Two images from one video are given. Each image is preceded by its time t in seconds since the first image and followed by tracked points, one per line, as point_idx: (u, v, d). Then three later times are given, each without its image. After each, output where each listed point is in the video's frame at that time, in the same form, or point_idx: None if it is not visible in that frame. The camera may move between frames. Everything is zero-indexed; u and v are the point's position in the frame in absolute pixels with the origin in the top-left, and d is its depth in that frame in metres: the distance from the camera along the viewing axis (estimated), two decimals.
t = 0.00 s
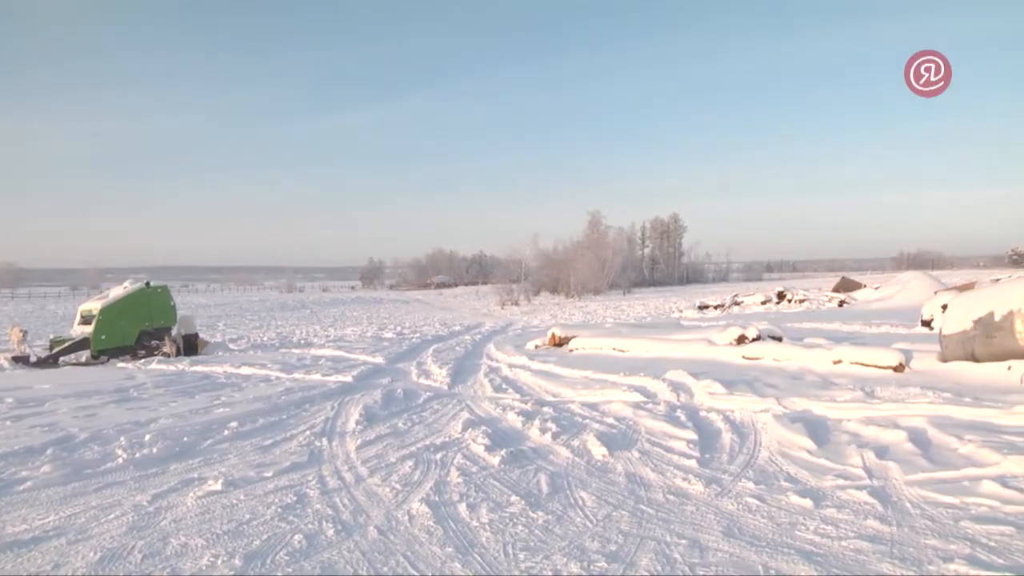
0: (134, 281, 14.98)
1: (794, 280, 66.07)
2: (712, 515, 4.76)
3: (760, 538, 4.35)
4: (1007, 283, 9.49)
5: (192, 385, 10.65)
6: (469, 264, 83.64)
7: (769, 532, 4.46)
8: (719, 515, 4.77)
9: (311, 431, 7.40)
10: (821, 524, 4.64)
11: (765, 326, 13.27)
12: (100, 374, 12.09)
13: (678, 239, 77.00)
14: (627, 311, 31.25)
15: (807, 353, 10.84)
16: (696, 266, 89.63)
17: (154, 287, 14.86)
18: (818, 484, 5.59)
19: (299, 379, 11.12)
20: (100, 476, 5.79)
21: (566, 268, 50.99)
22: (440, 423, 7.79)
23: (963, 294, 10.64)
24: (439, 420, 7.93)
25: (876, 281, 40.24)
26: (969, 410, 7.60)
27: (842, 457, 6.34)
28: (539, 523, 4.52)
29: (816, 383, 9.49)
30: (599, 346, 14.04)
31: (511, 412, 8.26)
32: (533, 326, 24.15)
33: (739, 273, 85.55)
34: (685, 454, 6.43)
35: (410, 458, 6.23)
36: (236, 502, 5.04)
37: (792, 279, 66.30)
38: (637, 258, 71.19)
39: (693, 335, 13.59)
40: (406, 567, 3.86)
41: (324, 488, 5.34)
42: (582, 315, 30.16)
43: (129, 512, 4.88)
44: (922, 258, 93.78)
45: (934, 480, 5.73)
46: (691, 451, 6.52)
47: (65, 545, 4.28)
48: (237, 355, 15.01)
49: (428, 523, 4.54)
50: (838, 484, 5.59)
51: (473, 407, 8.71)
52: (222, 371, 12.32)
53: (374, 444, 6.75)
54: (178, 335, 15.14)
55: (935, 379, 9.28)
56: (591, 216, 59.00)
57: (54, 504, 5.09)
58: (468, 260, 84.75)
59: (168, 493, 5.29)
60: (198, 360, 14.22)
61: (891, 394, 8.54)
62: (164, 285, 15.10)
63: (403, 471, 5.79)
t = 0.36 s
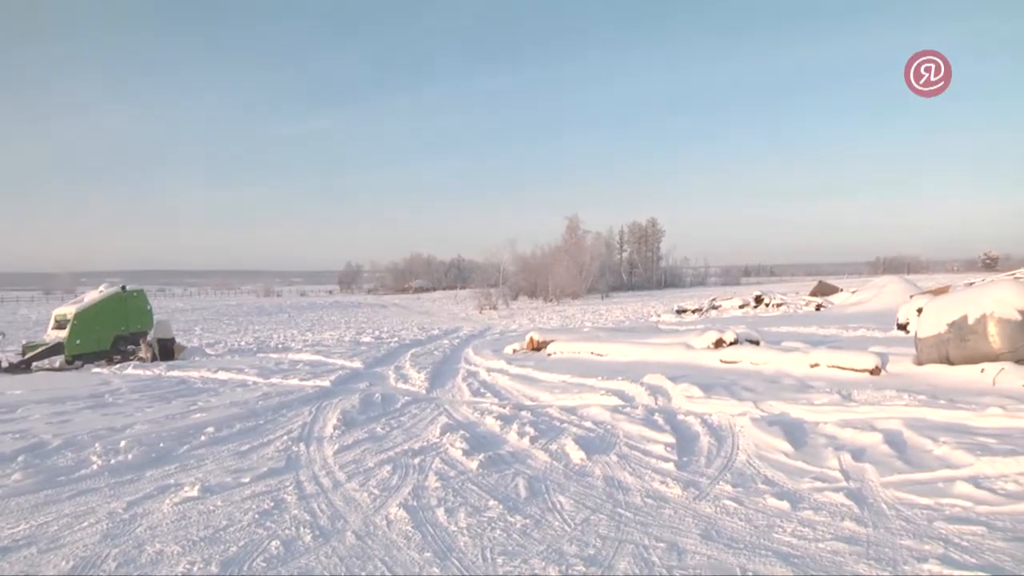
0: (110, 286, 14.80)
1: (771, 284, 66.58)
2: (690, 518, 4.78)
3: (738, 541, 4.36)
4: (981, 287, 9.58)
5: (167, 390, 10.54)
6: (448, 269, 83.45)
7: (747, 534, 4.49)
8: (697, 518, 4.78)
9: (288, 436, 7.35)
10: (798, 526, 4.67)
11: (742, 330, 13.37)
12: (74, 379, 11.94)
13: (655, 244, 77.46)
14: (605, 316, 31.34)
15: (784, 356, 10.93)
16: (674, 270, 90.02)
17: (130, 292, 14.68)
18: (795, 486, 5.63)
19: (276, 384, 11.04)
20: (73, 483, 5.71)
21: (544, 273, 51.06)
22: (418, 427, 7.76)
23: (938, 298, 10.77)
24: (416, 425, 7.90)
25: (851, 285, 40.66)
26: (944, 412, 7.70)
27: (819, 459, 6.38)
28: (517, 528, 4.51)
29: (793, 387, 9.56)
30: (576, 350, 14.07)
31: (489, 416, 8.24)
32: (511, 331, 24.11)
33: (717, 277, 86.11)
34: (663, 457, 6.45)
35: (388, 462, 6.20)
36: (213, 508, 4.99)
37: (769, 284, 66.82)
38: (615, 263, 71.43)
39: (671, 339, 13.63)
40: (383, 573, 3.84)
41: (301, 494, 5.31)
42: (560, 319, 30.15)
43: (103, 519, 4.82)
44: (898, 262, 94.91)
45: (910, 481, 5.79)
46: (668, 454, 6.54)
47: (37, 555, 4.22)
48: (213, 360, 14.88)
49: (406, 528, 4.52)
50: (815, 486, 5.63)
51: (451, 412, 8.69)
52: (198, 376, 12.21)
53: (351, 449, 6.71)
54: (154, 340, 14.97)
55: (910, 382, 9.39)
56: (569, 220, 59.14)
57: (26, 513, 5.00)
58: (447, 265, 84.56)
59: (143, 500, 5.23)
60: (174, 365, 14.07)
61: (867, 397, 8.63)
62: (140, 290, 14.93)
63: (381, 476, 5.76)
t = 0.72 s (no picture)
0: (75, 290, 14.55)
1: (740, 288, 67.19)
2: (661, 522, 4.80)
3: (708, 544, 4.39)
4: (946, 291, 9.75)
5: (135, 396, 10.38)
6: (420, 273, 83.21)
7: (717, 537, 4.51)
8: (668, 521, 4.81)
9: (258, 442, 7.27)
10: (768, 528, 4.71)
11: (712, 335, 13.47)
12: (38, 385, 11.72)
13: (627, 248, 77.87)
14: (576, 320, 31.42)
15: (753, 360, 11.03)
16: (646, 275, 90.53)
17: (96, 296, 14.47)
18: (766, 489, 5.68)
19: (246, 389, 10.93)
20: (37, 492, 5.60)
21: (516, 277, 51.07)
22: (389, 432, 7.72)
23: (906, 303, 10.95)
24: (388, 430, 7.87)
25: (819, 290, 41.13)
26: (911, 415, 7.82)
27: (789, 462, 6.45)
28: (488, 532, 4.50)
29: (763, 390, 9.64)
30: (547, 354, 14.09)
31: (460, 421, 8.22)
32: (483, 335, 24.06)
33: (688, 282, 86.71)
34: (634, 461, 6.47)
35: (359, 468, 6.16)
36: (181, 516, 4.92)
37: (738, 288, 67.42)
38: (586, 267, 71.67)
39: (642, 343, 13.69)
40: None
41: (271, 500, 5.25)
42: (531, 324, 30.14)
43: (68, 529, 4.73)
44: (866, 267, 96.20)
45: (877, 483, 5.86)
46: (640, 458, 6.56)
47: None
48: (181, 365, 14.70)
49: (377, 533, 4.50)
50: (784, 488, 5.68)
51: (422, 417, 8.66)
52: (167, 382, 12.05)
53: (322, 455, 6.66)
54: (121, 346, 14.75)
55: (877, 385, 9.52)
56: (541, 224, 59.21)
57: None
58: (419, 269, 84.30)
59: (110, 508, 5.15)
60: (141, 370, 13.86)
61: (835, 400, 8.73)
62: (107, 294, 14.71)
63: (351, 482, 5.72)
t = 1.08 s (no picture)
0: (40, 294, 14.32)
1: (709, 292, 67.80)
2: (630, 525, 4.82)
3: (678, 546, 4.41)
4: (912, 295, 9.94)
5: (100, 402, 10.21)
6: (391, 277, 82.90)
7: (687, 539, 4.54)
8: (637, 524, 4.83)
9: (227, 447, 7.19)
10: (737, 529, 4.75)
11: (682, 338, 13.57)
12: None
13: (596, 252, 78.30)
14: (547, 324, 31.50)
15: (723, 364, 11.12)
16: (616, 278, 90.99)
17: (62, 300, 14.25)
18: (735, 491, 5.73)
19: (214, 394, 10.80)
20: None
21: (486, 280, 51.08)
22: (359, 437, 7.67)
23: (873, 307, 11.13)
24: (357, 434, 7.82)
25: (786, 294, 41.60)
26: (878, 417, 7.93)
27: (758, 464, 6.51)
28: (458, 537, 4.49)
29: (732, 393, 9.73)
30: (517, 358, 14.10)
31: (430, 425, 8.20)
32: (453, 339, 24.02)
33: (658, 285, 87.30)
34: (604, 464, 6.49)
35: (328, 473, 6.12)
36: (147, 524, 4.85)
37: (707, 292, 68.02)
38: (557, 271, 71.87)
39: (612, 347, 13.75)
40: None
41: (239, 506, 5.20)
42: (501, 328, 30.16)
43: (30, 539, 4.64)
44: (833, 271, 97.54)
45: (844, 484, 5.94)
46: (609, 462, 6.59)
47: None
48: (148, 370, 14.49)
49: (346, 539, 4.47)
50: (753, 491, 5.73)
51: (391, 421, 8.62)
52: (133, 387, 11.88)
53: (291, 460, 6.60)
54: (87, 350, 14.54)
55: (844, 388, 9.64)
56: (512, 228, 59.30)
57: None
58: (390, 272, 84.00)
59: (73, 517, 5.06)
60: (107, 375, 13.65)
61: (804, 403, 8.84)
62: (72, 298, 14.50)
63: (320, 487, 5.67)
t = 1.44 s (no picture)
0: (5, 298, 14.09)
1: (680, 296, 68.30)
2: (602, 528, 4.83)
3: (649, 549, 4.43)
4: (881, 299, 10.11)
5: (67, 407, 10.06)
6: (363, 280, 82.51)
7: (658, 542, 4.56)
8: (609, 527, 4.85)
9: (197, 452, 7.11)
10: (708, 532, 4.78)
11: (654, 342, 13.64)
12: None
13: (568, 256, 78.60)
14: (518, 328, 31.54)
15: (695, 367, 11.19)
16: (589, 282, 91.30)
17: (28, 304, 14.04)
18: (706, 493, 5.77)
19: (185, 399, 10.68)
20: None
21: (458, 284, 51.06)
22: (330, 441, 7.63)
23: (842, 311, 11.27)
24: (329, 439, 7.77)
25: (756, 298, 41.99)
26: (848, 420, 8.03)
27: (729, 467, 6.56)
28: (430, 541, 4.48)
29: (704, 397, 9.79)
30: (489, 362, 14.09)
31: (402, 429, 8.17)
32: (425, 343, 23.95)
33: (630, 290, 87.78)
34: (575, 468, 6.51)
35: (300, 478, 6.08)
36: (114, 531, 4.78)
37: (678, 296, 68.51)
38: (529, 275, 71.97)
39: (585, 350, 13.78)
40: None
41: (210, 512, 5.14)
42: (473, 331, 30.18)
43: None
44: (802, 275, 98.66)
45: (814, 486, 6.00)
46: (581, 465, 6.60)
47: None
48: (116, 375, 14.28)
49: (318, 544, 4.43)
50: (725, 493, 5.77)
51: (363, 425, 8.57)
52: (101, 392, 11.71)
53: (262, 465, 6.55)
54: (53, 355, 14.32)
55: (815, 391, 9.75)
56: (484, 232, 59.28)
57: None
58: (362, 276, 83.63)
59: (38, 525, 4.97)
60: (74, 380, 13.44)
61: (775, 406, 8.92)
62: (39, 302, 14.29)
63: (291, 492, 5.62)
